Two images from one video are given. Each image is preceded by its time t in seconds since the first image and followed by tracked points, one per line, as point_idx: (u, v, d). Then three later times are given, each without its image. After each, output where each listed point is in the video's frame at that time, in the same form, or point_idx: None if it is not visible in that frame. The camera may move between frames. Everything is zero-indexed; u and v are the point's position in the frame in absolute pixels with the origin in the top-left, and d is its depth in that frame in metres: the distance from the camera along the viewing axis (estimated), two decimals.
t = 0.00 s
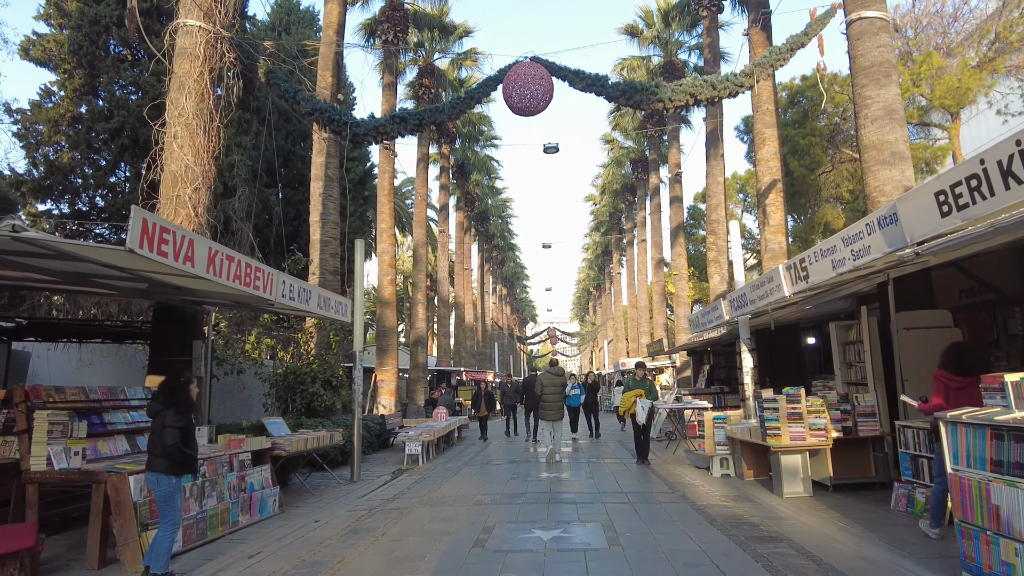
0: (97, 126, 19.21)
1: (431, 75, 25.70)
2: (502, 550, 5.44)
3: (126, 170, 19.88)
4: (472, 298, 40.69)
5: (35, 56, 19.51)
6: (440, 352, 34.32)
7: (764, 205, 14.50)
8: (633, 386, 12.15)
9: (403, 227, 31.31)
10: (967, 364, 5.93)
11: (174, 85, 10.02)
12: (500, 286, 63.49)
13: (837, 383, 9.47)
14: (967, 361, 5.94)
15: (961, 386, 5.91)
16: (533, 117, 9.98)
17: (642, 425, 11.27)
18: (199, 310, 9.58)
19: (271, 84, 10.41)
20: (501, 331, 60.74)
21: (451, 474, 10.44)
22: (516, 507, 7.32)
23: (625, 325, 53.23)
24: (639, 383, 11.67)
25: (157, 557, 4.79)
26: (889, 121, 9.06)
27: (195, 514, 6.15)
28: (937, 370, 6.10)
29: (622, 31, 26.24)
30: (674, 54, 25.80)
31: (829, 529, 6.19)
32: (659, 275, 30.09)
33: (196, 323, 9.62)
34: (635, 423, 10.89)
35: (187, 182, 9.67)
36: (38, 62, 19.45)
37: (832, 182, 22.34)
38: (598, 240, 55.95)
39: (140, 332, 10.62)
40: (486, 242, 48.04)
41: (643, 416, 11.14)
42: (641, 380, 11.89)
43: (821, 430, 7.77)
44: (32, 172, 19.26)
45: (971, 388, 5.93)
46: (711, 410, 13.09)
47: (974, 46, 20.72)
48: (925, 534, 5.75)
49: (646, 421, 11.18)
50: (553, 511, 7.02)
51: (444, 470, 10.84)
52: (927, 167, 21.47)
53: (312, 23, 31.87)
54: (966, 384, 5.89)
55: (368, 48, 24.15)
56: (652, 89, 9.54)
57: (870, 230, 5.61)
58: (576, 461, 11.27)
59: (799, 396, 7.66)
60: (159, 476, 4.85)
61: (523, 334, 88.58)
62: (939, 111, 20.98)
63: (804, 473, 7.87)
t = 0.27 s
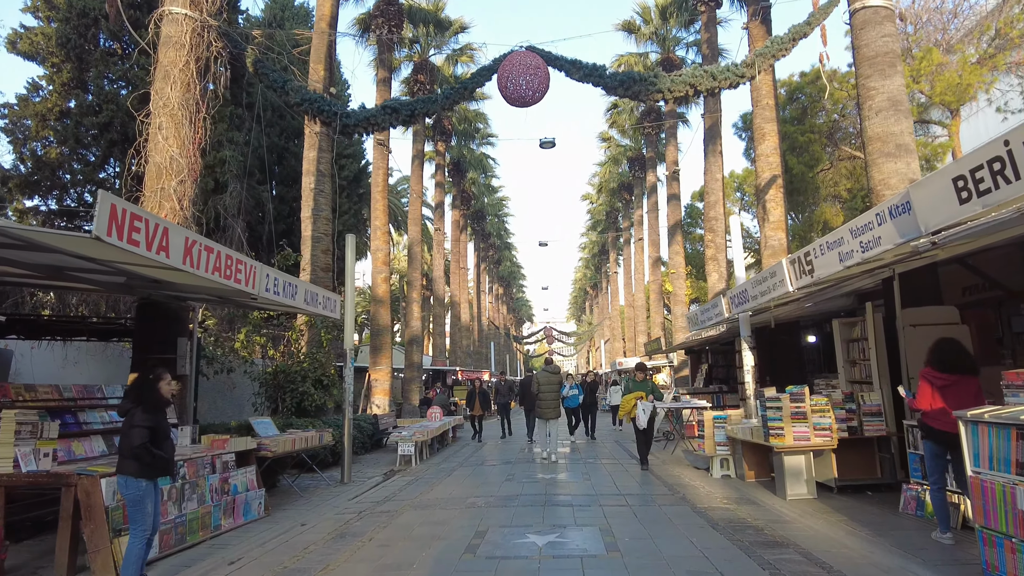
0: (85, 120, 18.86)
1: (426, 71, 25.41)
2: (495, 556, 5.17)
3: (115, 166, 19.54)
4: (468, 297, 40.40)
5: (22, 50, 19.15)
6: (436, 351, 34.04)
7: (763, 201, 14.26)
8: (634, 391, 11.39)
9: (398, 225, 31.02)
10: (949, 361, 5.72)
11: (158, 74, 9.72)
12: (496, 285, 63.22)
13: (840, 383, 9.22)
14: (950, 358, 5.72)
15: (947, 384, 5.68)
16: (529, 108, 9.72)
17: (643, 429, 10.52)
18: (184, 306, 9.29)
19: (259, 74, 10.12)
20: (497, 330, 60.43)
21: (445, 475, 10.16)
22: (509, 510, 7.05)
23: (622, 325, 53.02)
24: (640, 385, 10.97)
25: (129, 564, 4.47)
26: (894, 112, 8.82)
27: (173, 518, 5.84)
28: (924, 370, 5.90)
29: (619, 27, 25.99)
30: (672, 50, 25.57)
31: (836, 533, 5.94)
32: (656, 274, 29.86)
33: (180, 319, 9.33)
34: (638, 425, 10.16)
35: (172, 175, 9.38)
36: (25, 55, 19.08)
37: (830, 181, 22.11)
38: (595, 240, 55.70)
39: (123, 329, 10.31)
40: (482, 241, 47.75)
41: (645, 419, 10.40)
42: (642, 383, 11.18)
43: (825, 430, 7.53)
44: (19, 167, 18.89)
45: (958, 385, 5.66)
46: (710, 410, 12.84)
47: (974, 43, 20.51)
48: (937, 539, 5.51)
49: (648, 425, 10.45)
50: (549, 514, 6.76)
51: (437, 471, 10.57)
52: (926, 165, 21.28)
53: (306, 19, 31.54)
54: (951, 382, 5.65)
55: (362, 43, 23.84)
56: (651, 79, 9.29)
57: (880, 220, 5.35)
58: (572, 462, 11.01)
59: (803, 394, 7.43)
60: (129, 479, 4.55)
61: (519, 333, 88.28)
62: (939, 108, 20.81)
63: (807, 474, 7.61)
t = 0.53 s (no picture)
0: (76, 117, 18.56)
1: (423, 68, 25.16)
2: (489, 568, 4.91)
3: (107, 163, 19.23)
4: (465, 296, 40.13)
5: (11, 45, 18.83)
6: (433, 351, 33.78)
7: (764, 198, 14.02)
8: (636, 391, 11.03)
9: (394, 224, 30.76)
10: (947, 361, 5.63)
11: (144, 66, 9.44)
12: (494, 284, 62.95)
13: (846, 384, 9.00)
14: (946, 358, 5.63)
15: (942, 384, 5.60)
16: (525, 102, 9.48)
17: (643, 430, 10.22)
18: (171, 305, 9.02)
19: (249, 67, 9.85)
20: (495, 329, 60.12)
21: (439, 478, 9.90)
22: (505, 517, 6.79)
23: (620, 324, 52.77)
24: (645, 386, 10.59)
25: None
26: (901, 105, 8.57)
27: (151, 527, 5.57)
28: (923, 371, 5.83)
29: (617, 24, 25.74)
30: (671, 47, 25.33)
31: (846, 541, 5.70)
32: (655, 273, 29.62)
33: (167, 319, 9.06)
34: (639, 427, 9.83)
35: (158, 170, 9.11)
36: (14, 51, 18.77)
37: (830, 179, 21.97)
38: (594, 239, 55.48)
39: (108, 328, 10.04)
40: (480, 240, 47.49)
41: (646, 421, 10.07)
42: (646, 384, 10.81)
43: (832, 433, 7.29)
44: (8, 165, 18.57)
45: (953, 386, 5.58)
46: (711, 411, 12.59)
47: (976, 39, 20.27)
48: (951, 548, 5.27)
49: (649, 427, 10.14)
50: (546, 521, 6.50)
51: (432, 475, 10.30)
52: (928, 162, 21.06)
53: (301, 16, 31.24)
54: (946, 382, 5.56)
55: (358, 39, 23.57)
56: (650, 71, 9.06)
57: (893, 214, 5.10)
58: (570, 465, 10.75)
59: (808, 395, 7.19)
60: (98, 487, 4.30)
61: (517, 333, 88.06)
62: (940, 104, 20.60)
63: (813, 478, 7.36)
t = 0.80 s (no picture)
0: (69, 113, 18.29)
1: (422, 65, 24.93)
2: None
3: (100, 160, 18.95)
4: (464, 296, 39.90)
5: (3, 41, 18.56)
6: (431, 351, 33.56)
7: (768, 194, 13.78)
8: (648, 391, 10.66)
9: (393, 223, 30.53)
10: (951, 361, 5.52)
11: (134, 57, 9.19)
12: (493, 284, 62.67)
13: (854, 384, 8.77)
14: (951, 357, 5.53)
15: (948, 385, 5.49)
16: (524, 95, 9.24)
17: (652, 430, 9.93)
18: (160, 303, 8.79)
19: (241, 58, 9.59)
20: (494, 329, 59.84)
21: (437, 480, 9.67)
22: (504, 520, 6.55)
23: (620, 324, 52.59)
24: (655, 386, 10.21)
25: None
26: (911, 97, 8.34)
27: (133, 533, 5.31)
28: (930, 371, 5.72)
29: (618, 21, 25.51)
30: (671, 44, 25.12)
31: (859, 547, 5.46)
32: (655, 273, 29.40)
33: (158, 317, 8.80)
34: (647, 430, 9.53)
35: (148, 164, 8.88)
36: (7, 46, 18.51)
37: (832, 177, 21.73)
38: (594, 238, 55.33)
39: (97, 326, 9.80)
40: (479, 239, 47.25)
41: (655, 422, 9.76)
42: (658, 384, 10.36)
43: (841, 434, 7.06)
44: None
45: (960, 386, 5.46)
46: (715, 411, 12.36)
47: (981, 35, 20.08)
48: (971, 556, 5.03)
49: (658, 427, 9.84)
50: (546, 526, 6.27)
51: (430, 476, 10.08)
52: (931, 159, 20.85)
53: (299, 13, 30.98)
54: (950, 383, 5.46)
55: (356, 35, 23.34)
56: (653, 63, 8.83)
57: (909, 206, 4.88)
58: (570, 467, 10.50)
59: (818, 394, 6.97)
60: (74, 493, 4.08)
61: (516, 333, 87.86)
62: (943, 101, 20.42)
63: (822, 480, 7.12)
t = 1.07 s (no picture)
0: (63, 109, 18.02)
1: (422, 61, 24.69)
2: None
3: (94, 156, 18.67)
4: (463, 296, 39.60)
5: None
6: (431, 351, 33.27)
7: (774, 191, 13.51)
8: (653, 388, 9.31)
9: (392, 221, 30.26)
10: (967, 360, 5.43)
11: (123, 46, 8.92)
12: (493, 284, 62.36)
13: (866, 384, 8.58)
14: (968, 356, 5.44)
15: (958, 385, 5.45)
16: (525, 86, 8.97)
17: (674, 440, 8.46)
18: (148, 300, 8.50)
19: (233, 48, 9.32)
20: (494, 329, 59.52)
21: (436, 483, 9.39)
22: (505, 527, 6.27)
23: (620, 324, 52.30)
24: (668, 384, 8.89)
25: None
26: (925, 88, 8.06)
27: (112, 540, 5.02)
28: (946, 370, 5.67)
29: (620, 17, 25.25)
30: (673, 40, 24.88)
31: (878, 556, 5.19)
32: (657, 272, 29.12)
33: (147, 314, 8.53)
34: (674, 436, 8.19)
35: (138, 156, 8.60)
36: None
37: (835, 175, 21.73)
38: (594, 238, 55.04)
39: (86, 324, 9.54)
40: (479, 238, 46.96)
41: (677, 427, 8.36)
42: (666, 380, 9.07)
43: (855, 437, 6.79)
44: None
45: (972, 386, 5.38)
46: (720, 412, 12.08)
47: (987, 31, 19.88)
48: (998, 567, 4.76)
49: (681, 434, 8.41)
50: (548, 533, 5.99)
51: (428, 479, 9.80)
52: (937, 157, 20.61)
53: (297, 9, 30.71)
54: (962, 382, 5.40)
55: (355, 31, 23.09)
56: (659, 53, 8.60)
57: (935, 195, 4.61)
58: (572, 470, 10.23)
59: (829, 394, 6.74)
60: (43, 500, 3.82)
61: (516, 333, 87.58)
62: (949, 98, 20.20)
63: (834, 484, 6.85)
